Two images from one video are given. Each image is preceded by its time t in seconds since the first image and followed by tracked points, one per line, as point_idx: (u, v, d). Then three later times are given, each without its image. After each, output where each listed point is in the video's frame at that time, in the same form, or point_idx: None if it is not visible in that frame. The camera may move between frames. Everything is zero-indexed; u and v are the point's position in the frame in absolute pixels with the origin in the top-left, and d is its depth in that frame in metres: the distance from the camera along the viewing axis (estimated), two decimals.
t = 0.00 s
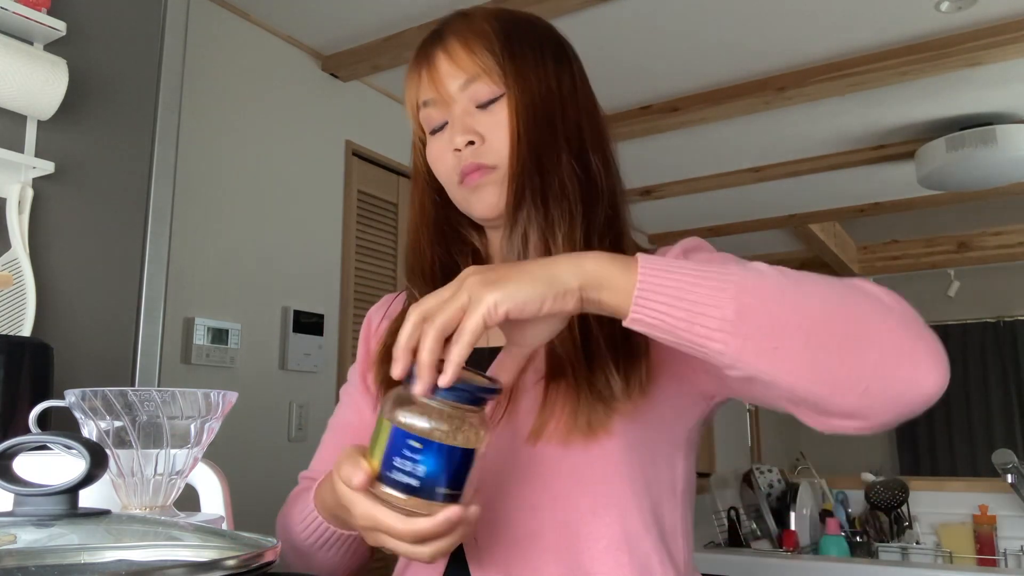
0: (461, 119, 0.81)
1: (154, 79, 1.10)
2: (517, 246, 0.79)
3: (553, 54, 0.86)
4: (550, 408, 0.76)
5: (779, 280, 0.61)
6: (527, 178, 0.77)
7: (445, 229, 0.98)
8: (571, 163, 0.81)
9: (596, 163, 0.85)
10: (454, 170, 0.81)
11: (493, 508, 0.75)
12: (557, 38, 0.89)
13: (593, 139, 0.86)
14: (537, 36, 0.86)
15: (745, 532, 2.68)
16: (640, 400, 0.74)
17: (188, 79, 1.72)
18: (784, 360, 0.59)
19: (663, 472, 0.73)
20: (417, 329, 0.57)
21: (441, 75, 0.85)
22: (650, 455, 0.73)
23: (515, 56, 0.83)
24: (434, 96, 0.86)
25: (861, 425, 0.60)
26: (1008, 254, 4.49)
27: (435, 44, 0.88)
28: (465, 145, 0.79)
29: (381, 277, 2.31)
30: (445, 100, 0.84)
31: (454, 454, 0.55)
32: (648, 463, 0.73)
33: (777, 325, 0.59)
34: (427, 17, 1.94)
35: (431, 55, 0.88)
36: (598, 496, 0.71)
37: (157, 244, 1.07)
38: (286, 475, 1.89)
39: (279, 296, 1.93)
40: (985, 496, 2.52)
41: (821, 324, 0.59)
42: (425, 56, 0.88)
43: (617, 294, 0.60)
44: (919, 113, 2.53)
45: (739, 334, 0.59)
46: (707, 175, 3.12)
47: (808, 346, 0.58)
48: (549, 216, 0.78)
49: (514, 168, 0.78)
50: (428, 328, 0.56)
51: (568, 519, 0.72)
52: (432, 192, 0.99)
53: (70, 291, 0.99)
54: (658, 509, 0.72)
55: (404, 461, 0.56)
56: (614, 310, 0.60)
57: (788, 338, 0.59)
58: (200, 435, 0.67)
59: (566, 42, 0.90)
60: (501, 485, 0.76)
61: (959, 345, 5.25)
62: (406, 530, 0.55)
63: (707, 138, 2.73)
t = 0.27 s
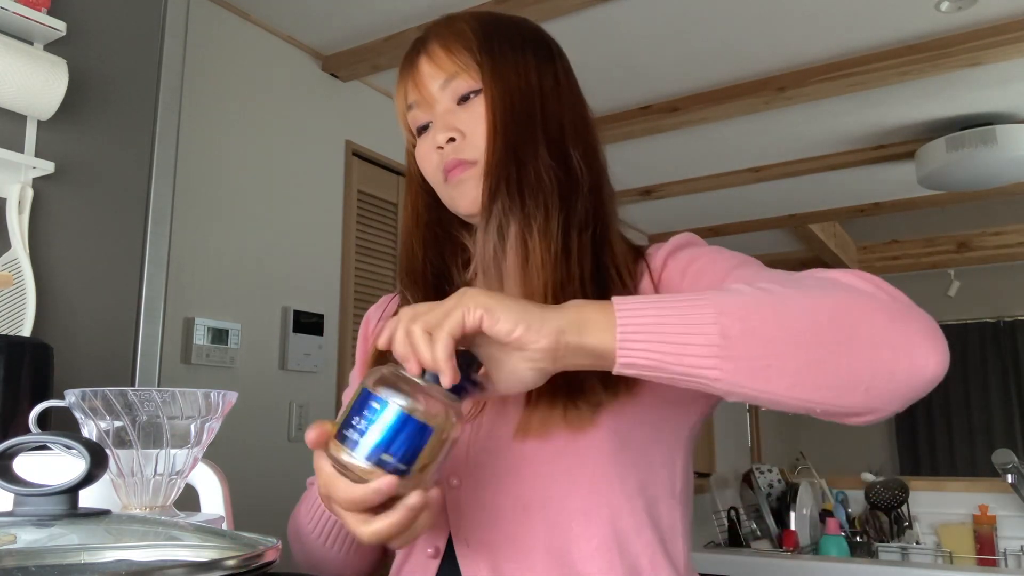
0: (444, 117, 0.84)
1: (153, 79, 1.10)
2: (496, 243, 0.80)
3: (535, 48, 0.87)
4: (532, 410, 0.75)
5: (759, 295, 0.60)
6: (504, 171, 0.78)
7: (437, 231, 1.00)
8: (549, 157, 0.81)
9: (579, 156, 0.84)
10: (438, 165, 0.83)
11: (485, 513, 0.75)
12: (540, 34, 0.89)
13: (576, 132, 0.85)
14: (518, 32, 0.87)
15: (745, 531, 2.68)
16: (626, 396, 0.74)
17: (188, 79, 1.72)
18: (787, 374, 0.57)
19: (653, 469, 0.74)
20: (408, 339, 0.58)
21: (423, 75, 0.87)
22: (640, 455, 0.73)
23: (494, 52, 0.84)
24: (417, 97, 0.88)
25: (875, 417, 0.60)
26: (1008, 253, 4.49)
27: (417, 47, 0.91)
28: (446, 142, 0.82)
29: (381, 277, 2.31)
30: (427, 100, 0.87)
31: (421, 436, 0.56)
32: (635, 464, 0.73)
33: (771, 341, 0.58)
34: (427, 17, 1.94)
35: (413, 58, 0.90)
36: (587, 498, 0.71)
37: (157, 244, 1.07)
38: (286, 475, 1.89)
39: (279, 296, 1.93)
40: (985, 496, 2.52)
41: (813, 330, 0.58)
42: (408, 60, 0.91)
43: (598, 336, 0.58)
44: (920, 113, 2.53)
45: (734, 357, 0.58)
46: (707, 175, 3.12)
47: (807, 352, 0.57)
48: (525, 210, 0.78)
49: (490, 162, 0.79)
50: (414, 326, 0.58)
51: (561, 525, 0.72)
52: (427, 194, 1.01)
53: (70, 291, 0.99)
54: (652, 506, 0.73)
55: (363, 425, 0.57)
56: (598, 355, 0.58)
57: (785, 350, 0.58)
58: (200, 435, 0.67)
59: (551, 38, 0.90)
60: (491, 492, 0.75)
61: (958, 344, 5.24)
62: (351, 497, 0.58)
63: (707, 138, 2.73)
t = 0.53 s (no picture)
0: (431, 120, 0.86)
1: (153, 79, 1.10)
2: (481, 242, 0.81)
3: (521, 48, 0.88)
4: (521, 407, 0.75)
5: (730, 306, 0.61)
6: (489, 170, 0.80)
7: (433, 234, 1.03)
8: (536, 155, 0.83)
9: (566, 155, 0.86)
10: (428, 167, 0.85)
11: (481, 513, 0.75)
12: (528, 33, 0.91)
13: (563, 130, 0.87)
14: (503, 32, 0.89)
15: (745, 532, 2.68)
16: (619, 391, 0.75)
17: (188, 79, 1.72)
18: (751, 388, 0.59)
19: (646, 464, 0.74)
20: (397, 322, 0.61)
21: (411, 78, 0.89)
22: (633, 450, 0.74)
23: (479, 52, 0.86)
24: (405, 101, 0.90)
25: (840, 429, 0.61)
26: (1008, 253, 4.49)
27: (405, 52, 0.93)
28: (435, 144, 0.84)
29: (381, 277, 2.31)
30: (416, 103, 0.89)
31: (417, 415, 0.60)
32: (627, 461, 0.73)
33: (738, 354, 0.59)
34: (427, 17, 1.94)
35: (401, 63, 0.92)
36: (584, 495, 0.72)
37: (157, 244, 1.07)
38: (286, 474, 1.89)
39: (279, 296, 1.93)
40: (985, 496, 2.52)
41: (781, 340, 0.59)
42: (397, 65, 0.93)
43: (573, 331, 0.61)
44: (920, 113, 2.53)
45: (703, 368, 0.59)
46: (707, 175, 3.12)
47: (772, 367, 0.59)
48: (510, 209, 0.80)
49: (476, 161, 0.81)
50: (396, 308, 0.62)
51: (558, 524, 0.72)
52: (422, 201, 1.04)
53: (71, 291, 0.99)
54: (647, 502, 0.73)
55: (355, 408, 0.61)
56: (565, 359, 0.60)
57: (752, 365, 0.59)
58: (200, 435, 0.67)
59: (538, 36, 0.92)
60: (487, 492, 0.75)
61: (959, 345, 5.26)
62: (355, 480, 0.61)
63: (707, 138, 2.73)
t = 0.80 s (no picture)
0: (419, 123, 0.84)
1: (153, 80, 1.10)
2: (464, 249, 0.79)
3: (510, 51, 0.86)
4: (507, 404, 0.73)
5: (699, 284, 0.56)
6: (471, 174, 0.77)
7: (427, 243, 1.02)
8: (521, 160, 0.80)
9: (553, 160, 0.83)
10: (415, 171, 0.83)
11: (469, 513, 0.72)
12: (522, 36, 0.90)
13: (551, 134, 0.85)
14: (492, 35, 0.87)
15: (745, 532, 2.68)
16: (610, 388, 0.72)
17: (189, 79, 1.72)
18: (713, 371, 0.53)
19: (639, 463, 0.71)
20: (354, 274, 0.57)
21: (399, 84, 0.87)
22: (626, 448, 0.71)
23: (466, 56, 0.84)
24: (395, 106, 0.88)
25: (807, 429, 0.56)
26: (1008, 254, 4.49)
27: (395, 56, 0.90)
28: (420, 149, 0.81)
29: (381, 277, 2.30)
30: (405, 109, 0.87)
31: (330, 347, 0.59)
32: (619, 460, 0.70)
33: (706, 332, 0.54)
34: (427, 17, 1.94)
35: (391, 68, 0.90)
36: (577, 496, 0.69)
37: (157, 244, 1.07)
38: (286, 474, 1.89)
39: (279, 296, 1.93)
40: (985, 496, 2.52)
41: (749, 322, 0.54)
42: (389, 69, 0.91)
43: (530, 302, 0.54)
44: (920, 113, 2.53)
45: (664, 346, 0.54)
46: (707, 175, 3.12)
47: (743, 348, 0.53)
48: (494, 212, 0.77)
49: (460, 163, 0.78)
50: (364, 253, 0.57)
51: (546, 526, 0.69)
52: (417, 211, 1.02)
53: (71, 291, 0.99)
54: (638, 500, 0.71)
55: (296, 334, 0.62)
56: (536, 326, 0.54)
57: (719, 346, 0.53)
58: (200, 435, 0.67)
59: (532, 37, 0.90)
60: (477, 495, 0.72)
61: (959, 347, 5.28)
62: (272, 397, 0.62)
63: (707, 138, 2.73)
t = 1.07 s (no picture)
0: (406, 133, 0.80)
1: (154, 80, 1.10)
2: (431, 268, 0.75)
3: (509, 68, 0.79)
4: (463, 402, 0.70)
5: (456, 144, 0.50)
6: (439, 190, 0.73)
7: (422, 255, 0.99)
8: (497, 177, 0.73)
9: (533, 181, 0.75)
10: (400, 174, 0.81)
11: (443, 509, 0.71)
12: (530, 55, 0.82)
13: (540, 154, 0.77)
14: (493, 45, 0.80)
15: (746, 532, 2.68)
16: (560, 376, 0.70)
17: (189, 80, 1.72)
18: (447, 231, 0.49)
19: (603, 446, 0.69)
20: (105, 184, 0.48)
21: (393, 92, 0.82)
22: (586, 426, 0.69)
23: (459, 67, 0.77)
24: (390, 111, 0.84)
25: (545, 296, 0.52)
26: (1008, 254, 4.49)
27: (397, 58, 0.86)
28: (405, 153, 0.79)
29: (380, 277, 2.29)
30: (398, 117, 0.83)
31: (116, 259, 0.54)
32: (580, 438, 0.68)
33: (471, 201, 0.48)
34: (427, 17, 1.94)
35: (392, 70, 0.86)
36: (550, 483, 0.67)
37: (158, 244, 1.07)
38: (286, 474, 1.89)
39: (279, 296, 1.93)
40: (985, 496, 2.52)
41: (489, 177, 0.49)
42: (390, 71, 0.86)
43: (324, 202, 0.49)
44: (920, 113, 2.53)
45: (407, 211, 0.48)
46: (707, 175, 3.12)
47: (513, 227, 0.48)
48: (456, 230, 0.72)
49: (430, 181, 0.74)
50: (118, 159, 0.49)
51: (514, 518, 0.67)
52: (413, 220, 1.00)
53: (71, 291, 0.99)
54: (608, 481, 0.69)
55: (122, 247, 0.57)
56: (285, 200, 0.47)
57: (479, 218, 0.48)
58: (200, 435, 0.67)
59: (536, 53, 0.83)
60: (454, 490, 0.70)
61: (959, 345, 5.27)
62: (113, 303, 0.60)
63: (707, 138, 2.73)
